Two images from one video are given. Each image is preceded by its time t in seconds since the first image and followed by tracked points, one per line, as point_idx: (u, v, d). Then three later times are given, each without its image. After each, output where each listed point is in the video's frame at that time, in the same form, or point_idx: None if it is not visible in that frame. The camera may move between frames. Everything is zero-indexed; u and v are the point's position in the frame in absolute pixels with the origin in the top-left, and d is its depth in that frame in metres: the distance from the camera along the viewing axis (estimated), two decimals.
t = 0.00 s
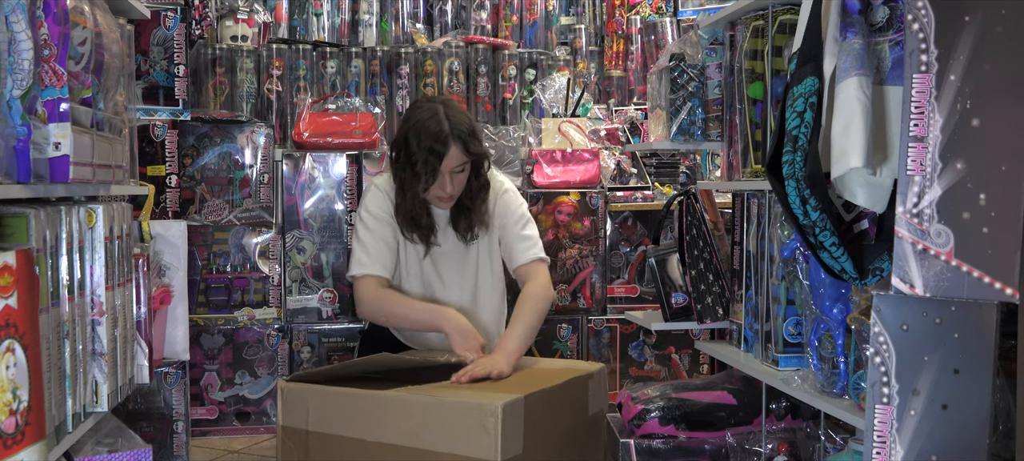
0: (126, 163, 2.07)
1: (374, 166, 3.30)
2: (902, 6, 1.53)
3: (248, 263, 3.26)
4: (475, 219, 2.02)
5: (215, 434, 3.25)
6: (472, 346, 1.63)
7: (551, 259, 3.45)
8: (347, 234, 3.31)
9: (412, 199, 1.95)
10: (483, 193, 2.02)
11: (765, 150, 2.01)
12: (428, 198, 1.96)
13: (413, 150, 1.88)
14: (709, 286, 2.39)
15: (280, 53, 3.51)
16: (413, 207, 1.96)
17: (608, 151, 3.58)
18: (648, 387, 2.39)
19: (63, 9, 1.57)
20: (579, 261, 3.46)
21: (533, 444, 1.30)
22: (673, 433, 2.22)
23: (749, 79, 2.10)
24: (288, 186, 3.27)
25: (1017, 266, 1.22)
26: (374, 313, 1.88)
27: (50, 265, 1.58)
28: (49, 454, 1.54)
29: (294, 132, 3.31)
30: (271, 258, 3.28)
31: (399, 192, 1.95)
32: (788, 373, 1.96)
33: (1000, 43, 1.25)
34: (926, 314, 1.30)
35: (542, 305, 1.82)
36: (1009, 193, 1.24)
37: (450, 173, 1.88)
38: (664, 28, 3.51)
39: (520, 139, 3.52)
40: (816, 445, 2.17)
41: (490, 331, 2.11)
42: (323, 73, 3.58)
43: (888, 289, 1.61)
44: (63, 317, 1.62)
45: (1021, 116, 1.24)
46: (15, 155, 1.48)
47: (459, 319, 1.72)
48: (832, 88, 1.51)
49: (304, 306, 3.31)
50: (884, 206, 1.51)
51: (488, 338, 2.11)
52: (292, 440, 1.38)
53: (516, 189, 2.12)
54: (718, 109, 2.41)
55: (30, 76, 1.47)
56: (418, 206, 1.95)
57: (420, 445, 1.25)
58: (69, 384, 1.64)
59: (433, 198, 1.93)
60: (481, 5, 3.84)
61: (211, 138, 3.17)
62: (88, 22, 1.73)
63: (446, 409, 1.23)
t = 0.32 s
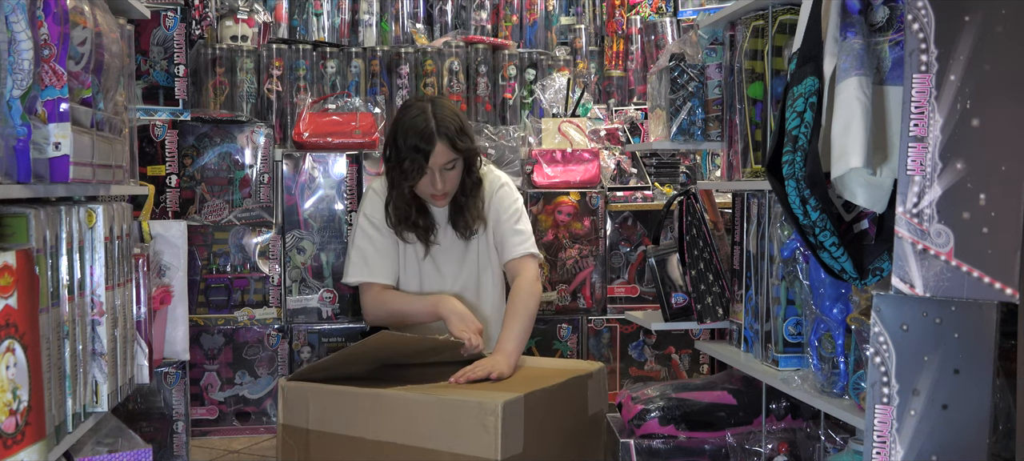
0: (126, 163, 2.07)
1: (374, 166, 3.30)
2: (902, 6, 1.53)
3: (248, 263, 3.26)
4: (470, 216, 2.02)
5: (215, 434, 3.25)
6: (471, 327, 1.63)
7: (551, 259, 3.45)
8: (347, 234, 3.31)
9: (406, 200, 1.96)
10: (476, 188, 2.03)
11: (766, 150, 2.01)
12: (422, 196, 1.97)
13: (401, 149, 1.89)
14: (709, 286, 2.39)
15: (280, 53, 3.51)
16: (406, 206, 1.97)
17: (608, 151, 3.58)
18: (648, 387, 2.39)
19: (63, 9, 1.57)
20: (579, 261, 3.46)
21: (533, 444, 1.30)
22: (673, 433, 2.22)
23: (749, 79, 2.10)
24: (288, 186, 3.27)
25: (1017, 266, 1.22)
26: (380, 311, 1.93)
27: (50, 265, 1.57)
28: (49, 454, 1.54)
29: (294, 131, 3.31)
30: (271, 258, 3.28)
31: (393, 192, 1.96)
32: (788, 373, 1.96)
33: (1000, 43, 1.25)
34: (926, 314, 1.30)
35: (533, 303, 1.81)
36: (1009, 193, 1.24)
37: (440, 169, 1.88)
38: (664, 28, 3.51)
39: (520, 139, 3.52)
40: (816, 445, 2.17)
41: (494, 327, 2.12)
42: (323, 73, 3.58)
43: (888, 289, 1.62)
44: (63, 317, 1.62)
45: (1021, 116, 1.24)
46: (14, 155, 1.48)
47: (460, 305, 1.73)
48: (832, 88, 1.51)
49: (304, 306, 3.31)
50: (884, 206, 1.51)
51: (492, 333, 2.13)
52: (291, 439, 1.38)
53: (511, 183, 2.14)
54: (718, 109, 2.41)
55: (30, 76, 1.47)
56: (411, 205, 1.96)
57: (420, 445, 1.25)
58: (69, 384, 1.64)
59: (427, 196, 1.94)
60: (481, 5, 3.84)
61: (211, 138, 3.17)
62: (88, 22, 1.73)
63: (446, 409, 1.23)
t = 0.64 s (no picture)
0: (126, 163, 2.07)
1: (374, 166, 3.30)
2: (902, 7, 1.53)
3: (248, 263, 3.26)
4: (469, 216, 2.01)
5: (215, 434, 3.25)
6: (470, 321, 1.62)
7: (551, 259, 3.45)
8: (347, 234, 3.31)
9: (406, 198, 1.96)
10: (478, 186, 2.01)
11: (766, 150, 2.01)
12: (421, 193, 1.96)
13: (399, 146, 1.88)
14: (709, 286, 2.39)
15: (280, 53, 3.51)
16: (406, 205, 1.97)
17: (608, 151, 3.57)
18: (648, 387, 2.39)
19: (63, 9, 1.57)
20: (579, 261, 3.45)
21: (533, 444, 1.30)
22: (673, 433, 2.22)
23: (749, 79, 2.10)
24: (288, 186, 3.27)
25: (1017, 266, 1.22)
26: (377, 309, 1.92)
27: (50, 265, 1.57)
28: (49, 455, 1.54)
29: (294, 131, 3.31)
30: (271, 258, 3.28)
31: (393, 190, 1.96)
32: (788, 372, 1.96)
33: (1000, 43, 1.25)
34: (926, 314, 1.30)
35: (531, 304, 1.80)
36: (1009, 193, 1.24)
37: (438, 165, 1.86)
38: (664, 28, 3.51)
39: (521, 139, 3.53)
40: (816, 445, 2.16)
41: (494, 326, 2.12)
42: (323, 73, 3.58)
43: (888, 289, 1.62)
44: (63, 317, 1.62)
45: (1021, 117, 1.24)
46: (14, 155, 1.48)
47: (460, 299, 1.72)
48: (832, 88, 1.51)
49: (304, 306, 3.31)
50: (884, 206, 1.51)
51: (491, 333, 2.12)
52: (291, 439, 1.38)
53: (514, 183, 2.12)
54: (718, 109, 2.41)
55: (30, 76, 1.47)
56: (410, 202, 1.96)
57: (420, 445, 1.25)
58: (69, 384, 1.64)
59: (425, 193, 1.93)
60: (481, 5, 3.84)
61: (211, 138, 3.17)
62: (88, 22, 1.73)
63: (446, 410, 1.23)
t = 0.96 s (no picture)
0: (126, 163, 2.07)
1: (374, 166, 3.31)
2: (902, 6, 1.53)
3: (248, 263, 3.26)
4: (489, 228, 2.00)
5: (215, 434, 3.25)
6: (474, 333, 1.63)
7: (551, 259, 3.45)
8: (347, 234, 3.32)
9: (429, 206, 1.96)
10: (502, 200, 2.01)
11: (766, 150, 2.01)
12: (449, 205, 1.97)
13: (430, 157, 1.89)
14: (709, 286, 2.39)
15: (280, 53, 3.51)
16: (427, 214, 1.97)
17: (608, 151, 3.57)
18: (648, 387, 2.39)
19: (63, 9, 1.57)
20: (579, 261, 3.46)
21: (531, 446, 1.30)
22: (673, 433, 2.22)
23: (749, 79, 2.10)
24: (288, 186, 3.27)
25: (1017, 266, 1.21)
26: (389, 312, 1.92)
27: (50, 265, 1.57)
28: (49, 454, 1.54)
29: (294, 131, 3.30)
30: (271, 258, 3.27)
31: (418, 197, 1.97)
32: (788, 373, 1.96)
33: (1000, 42, 1.25)
34: (926, 314, 1.31)
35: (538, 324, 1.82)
36: (1009, 193, 1.23)
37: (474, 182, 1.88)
38: (664, 28, 3.51)
39: (521, 139, 3.53)
40: (816, 445, 2.16)
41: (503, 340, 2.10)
42: (323, 73, 3.58)
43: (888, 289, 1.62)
44: (63, 317, 1.62)
45: (1021, 117, 1.24)
46: (14, 155, 1.48)
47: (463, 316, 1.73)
48: (832, 88, 1.51)
49: (304, 306, 3.31)
50: (884, 206, 1.51)
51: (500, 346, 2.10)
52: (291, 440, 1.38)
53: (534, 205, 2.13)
54: (718, 109, 2.43)
55: (30, 76, 1.47)
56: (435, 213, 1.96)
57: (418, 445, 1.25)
58: (69, 384, 1.64)
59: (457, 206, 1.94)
60: (481, 5, 3.84)
61: (211, 138, 3.18)
62: (88, 22, 1.73)
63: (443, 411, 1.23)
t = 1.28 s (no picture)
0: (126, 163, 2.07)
1: (374, 166, 3.31)
2: (902, 6, 1.53)
3: (248, 263, 3.26)
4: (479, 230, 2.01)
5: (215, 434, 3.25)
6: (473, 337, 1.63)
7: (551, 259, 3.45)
8: (347, 234, 3.32)
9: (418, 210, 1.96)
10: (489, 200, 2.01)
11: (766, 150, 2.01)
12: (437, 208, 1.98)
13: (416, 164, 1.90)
14: (709, 286, 2.39)
15: (280, 53, 3.51)
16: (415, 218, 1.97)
17: (608, 151, 3.57)
18: (648, 387, 2.39)
19: (63, 9, 1.57)
20: (579, 261, 3.46)
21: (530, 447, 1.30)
22: (673, 433, 2.22)
23: (749, 79, 2.10)
24: (288, 186, 3.27)
25: (1017, 266, 1.21)
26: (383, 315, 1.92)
27: (50, 265, 1.57)
28: (49, 454, 1.54)
29: (294, 131, 3.30)
30: (271, 258, 3.27)
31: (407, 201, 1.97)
32: (788, 373, 1.96)
33: (1000, 42, 1.25)
34: (926, 314, 1.31)
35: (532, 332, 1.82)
36: (1009, 193, 1.23)
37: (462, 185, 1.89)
38: (664, 28, 3.51)
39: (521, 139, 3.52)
40: (816, 445, 2.16)
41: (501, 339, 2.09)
42: (323, 73, 3.58)
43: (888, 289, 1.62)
44: (63, 317, 1.62)
45: (1021, 117, 1.24)
46: (14, 155, 1.48)
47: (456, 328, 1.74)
48: (832, 88, 1.51)
49: (304, 306, 3.31)
50: (884, 206, 1.51)
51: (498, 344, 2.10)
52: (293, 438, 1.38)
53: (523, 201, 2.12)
54: (718, 109, 2.43)
55: (30, 76, 1.47)
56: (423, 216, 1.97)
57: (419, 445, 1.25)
58: (69, 384, 1.64)
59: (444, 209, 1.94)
60: (481, 5, 3.84)
61: (211, 138, 3.18)
62: (88, 22, 1.73)
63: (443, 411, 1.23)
